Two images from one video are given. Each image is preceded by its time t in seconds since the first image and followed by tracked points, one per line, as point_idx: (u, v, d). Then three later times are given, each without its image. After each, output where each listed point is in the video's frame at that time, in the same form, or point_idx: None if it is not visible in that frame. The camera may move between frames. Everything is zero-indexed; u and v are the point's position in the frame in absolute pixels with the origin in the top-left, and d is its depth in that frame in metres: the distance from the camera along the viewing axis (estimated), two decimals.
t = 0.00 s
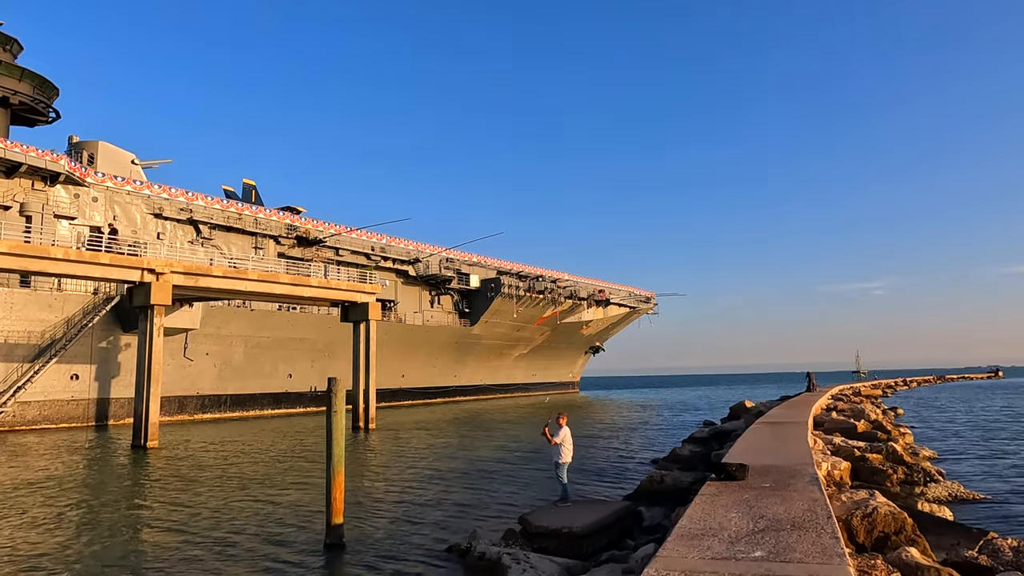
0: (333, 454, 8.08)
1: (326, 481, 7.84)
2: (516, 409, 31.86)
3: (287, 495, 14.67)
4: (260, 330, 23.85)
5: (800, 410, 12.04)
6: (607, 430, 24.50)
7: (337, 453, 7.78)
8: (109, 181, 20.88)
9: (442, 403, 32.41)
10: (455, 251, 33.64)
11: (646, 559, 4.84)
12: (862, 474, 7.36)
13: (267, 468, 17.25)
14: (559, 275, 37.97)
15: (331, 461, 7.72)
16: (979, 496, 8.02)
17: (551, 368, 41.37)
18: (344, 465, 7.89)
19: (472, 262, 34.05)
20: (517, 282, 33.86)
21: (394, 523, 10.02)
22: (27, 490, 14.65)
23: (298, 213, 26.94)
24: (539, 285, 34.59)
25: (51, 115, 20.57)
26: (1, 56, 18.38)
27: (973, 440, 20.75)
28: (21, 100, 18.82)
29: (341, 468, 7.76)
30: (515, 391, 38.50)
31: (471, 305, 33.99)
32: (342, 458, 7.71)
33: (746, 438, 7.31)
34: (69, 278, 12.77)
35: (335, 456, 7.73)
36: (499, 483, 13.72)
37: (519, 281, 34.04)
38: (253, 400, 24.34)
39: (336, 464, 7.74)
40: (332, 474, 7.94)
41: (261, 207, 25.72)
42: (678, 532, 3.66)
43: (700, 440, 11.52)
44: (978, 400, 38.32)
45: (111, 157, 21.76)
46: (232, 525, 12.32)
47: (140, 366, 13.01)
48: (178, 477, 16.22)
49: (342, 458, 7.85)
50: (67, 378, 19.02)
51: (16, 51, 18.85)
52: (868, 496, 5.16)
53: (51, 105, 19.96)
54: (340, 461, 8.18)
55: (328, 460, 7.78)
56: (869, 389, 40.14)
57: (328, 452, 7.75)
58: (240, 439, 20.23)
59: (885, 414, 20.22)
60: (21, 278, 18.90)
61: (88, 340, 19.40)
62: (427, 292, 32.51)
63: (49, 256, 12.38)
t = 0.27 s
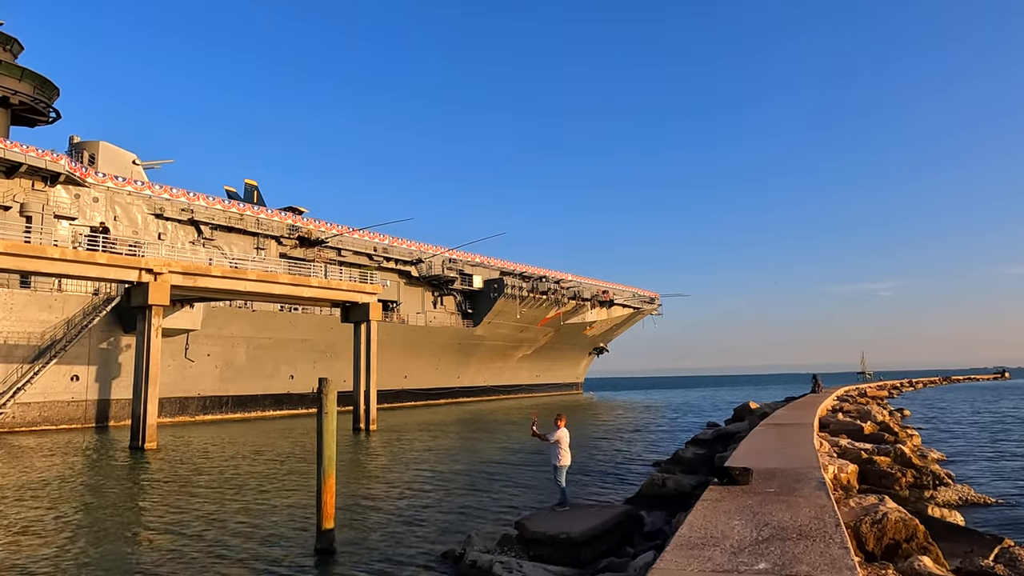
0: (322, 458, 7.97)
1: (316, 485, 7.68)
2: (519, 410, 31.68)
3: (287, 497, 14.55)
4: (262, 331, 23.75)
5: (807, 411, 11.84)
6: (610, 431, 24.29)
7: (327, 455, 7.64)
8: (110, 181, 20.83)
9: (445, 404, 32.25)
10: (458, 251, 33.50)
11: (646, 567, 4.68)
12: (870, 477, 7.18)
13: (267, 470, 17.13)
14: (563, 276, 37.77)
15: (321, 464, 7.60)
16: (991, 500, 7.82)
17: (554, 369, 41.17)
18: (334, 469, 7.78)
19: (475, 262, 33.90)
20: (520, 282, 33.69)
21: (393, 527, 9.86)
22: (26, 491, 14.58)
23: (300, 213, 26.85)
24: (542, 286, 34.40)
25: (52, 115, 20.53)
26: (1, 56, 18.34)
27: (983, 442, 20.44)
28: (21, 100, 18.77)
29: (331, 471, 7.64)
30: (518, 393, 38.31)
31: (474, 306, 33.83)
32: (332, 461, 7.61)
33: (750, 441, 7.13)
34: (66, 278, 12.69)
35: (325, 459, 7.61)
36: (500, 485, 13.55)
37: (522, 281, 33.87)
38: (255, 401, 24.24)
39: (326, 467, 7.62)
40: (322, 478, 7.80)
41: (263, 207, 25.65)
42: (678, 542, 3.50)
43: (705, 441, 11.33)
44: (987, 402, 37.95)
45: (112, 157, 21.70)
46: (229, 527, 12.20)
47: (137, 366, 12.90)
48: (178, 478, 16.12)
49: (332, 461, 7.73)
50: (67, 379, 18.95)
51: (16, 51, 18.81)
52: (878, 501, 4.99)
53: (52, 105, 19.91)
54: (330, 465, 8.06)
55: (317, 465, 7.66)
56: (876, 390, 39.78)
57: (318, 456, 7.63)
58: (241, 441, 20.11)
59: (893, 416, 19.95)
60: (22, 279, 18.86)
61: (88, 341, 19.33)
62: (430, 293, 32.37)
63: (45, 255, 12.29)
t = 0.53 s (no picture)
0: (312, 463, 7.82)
1: (305, 491, 7.52)
2: (522, 411, 31.50)
3: (285, 499, 14.42)
4: (263, 332, 23.65)
5: (812, 414, 11.64)
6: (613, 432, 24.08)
7: (316, 459, 7.50)
8: (110, 181, 20.77)
9: (447, 405, 32.10)
10: (460, 251, 33.36)
11: None
12: (878, 482, 6.99)
13: (267, 470, 17.01)
14: (566, 276, 37.58)
15: (310, 469, 7.44)
16: (1003, 505, 7.61)
17: (558, 370, 40.98)
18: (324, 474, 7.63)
19: (478, 262, 33.74)
20: (523, 282, 33.51)
21: (388, 531, 9.74)
22: (23, 491, 14.48)
23: (301, 213, 26.76)
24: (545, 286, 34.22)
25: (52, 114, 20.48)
26: (1, 55, 18.29)
27: (992, 445, 20.16)
28: (20, 99, 18.72)
29: (320, 476, 7.47)
30: (521, 393, 38.13)
31: (477, 306, 33.68)
32: (321, 466, 7.45)
33: (754, 444, 6.94)
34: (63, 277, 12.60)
35: (314, 464, 7.46)
36: (501, 487, 13.39)
37: (525, 281, 33.70)
38: (256, 402, 24.14)
39: (315, 473, 7.47)
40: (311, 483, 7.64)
41: (264, 207, 25.57)
42: (677, 554, 3.35)
43: (708, 444, 11.16)
44: (994, 403, 37.58)
45: (113, 157, 21.64)
46: (226, 529, 12.08)
47: (134, 367, 12.80)
48: (177, 479, 16.01)
49: (322, 466, 7.57)
50: (66, 379, 18.87)
51: (16, 50, 18.76)
52: (887, 511, 4.83)
53: (52, 105, 19.85)
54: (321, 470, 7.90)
55: (306, 470, 7.51)
56: (883, 391, 39.43)
57: (307, 461, 7.48)
58: (241, 442, 20.00)
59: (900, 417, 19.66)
60: (21, 279, 18.80)
61: (88, 341, 19.26)
62: (432, 293, 32.24)
63: (41, 255, 12.19)
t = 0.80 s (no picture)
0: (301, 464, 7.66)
1: (294, 493, 7.36)
2: (524, 411, 31.35)
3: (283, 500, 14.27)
4: (262, 332, 23.52)
5: (817, 413, 11.45)
6: (615, 432, 23.90)
7: (302, 460, 7.30)
8: (109, 180, 20.66)
9: (448, 405, 31.95)
10: (461, 251, 33.21)
11: None
12: (886, 485, 6.80)
13: (265, 471, 16.88)
14: (567, 276, 37.42)
15: (298, 472, 7.29)
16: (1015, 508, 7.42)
17: (559, 370, 40.82)
18: (313, 475, 7.46)
19: (479, 262, 33.59)
20: (524, 282, 33.36)
21: (386, 534, 9.62)
22: (19, 492, 14.36)
23: (301, 213, 26.65)
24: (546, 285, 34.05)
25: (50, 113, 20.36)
26: None
27: (998, 446, 19.95)
28: (18, 98, 18.62)
29: (308, 478, 7.30)
30: (523, 393, 37.97)
31: (478, 306, 33.53)
32: (309, 468, 7.28)
33: (757, 446, 6.76)
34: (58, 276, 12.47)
35: (302, 466, 7.30)
36: (500, 488, 13.23)
37: (526, 281, 33.54)
38: (256, 403, 24.02)
39: (303, 475, 7.30)
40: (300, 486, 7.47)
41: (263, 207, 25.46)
42: (677, 563, 3.18)
43: (710, 445, 10.99)
44: (999, 403, 37.35)
45: (111, 156, 21.53)
46: (222, 529, 11.94)
47: (130, 367, 12.66)
48: (175, 479, 15.87)
49: (310, 467, 7.40)
50: (65, 379, 18.76)
51: (14, 48, 18.64)
52: (900, 518, 4.65)
53: (50, 104, 19.76)
54: (310, 471, 7.74)
55: (295, 472, 7.36)
56: (886, 391, 39.19)
57: (295, 463, 7.33)
58: (240, 442, 19.86)
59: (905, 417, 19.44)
60: (19, 279, 18.68)
61: (86, 341, 19.14)
62: (433, 293, 32.09)
63: (35, 254, 12.06)
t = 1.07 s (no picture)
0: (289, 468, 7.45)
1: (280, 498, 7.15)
2: (524, 411, 31.20)
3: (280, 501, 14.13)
4: (261, 331, 23.39)
5: (820, 415, 11.30)
6: (616, 433, 23.73)
7: (290, 463, 7.14)
8: (106, 179, 20.53)
9: (449, 405, 31.81)
10: (462, 250, 33.07)
11: None
12: (894, 489, 6.64)
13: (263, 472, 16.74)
14: (568, 275, 37.27)
15: (284, 476, 7.08)
16: None
17: (560, 370, 40.66)
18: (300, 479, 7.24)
19: (479, 261, 33.45)
20: (525, 281, 33.20)
21: (382, 540, 9.48)
22: (14, 492, 14.22)
23: (300, 212, 26.51)
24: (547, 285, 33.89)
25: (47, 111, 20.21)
26: None
27: (1002, 447, 19.76)
28: (14, 96, 18.43)
29: (294, 482, 7.08)
30: (524, 393, 37.83)
31: (478, 306, 33.40)
32: (296, 471, 7.06)
33: (761, 449, 6.59)
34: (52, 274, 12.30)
35: (288, 470, 7.09)
36: (499, 490, 13.08)
37: (526, 281, 33.39)
38: (255, 403, 23.89)
39: (289, 479, 7.09)
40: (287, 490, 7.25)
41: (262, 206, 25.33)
42: None
43: (712, 447, 10.83)
44: (1001, 403, 37.21)
45: (109, 155, 21.39)
46: (218, 530, 11.80)
47: (125, 367, 12.51)
48: (171, 479, 15.74)
49: (296, 471, 7.18)
50: (62, 379, 18.62)
51: (10, 45, 18.49)
52: (913, 527, 4.50)
53: (47, 102, 19.57)
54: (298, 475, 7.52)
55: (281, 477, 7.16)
56: (889, 391, 38.99)
57: (281, 467, 7.12)
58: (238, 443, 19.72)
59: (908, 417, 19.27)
60: (16, 278, 18.53)
61: (83, 341, 19.00)
62: (433, 293, 31.94)
63: (29, 252, 11.91)
